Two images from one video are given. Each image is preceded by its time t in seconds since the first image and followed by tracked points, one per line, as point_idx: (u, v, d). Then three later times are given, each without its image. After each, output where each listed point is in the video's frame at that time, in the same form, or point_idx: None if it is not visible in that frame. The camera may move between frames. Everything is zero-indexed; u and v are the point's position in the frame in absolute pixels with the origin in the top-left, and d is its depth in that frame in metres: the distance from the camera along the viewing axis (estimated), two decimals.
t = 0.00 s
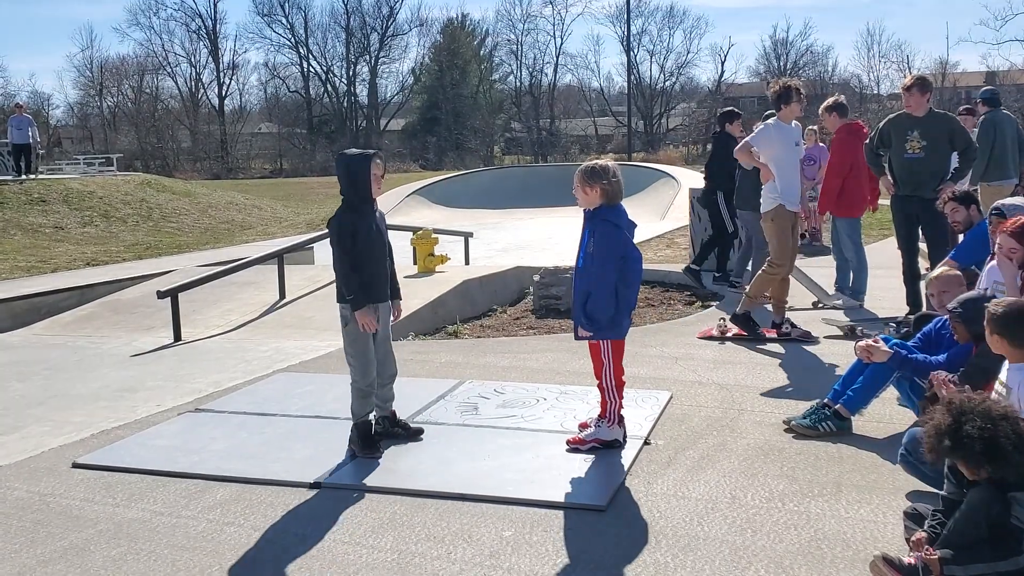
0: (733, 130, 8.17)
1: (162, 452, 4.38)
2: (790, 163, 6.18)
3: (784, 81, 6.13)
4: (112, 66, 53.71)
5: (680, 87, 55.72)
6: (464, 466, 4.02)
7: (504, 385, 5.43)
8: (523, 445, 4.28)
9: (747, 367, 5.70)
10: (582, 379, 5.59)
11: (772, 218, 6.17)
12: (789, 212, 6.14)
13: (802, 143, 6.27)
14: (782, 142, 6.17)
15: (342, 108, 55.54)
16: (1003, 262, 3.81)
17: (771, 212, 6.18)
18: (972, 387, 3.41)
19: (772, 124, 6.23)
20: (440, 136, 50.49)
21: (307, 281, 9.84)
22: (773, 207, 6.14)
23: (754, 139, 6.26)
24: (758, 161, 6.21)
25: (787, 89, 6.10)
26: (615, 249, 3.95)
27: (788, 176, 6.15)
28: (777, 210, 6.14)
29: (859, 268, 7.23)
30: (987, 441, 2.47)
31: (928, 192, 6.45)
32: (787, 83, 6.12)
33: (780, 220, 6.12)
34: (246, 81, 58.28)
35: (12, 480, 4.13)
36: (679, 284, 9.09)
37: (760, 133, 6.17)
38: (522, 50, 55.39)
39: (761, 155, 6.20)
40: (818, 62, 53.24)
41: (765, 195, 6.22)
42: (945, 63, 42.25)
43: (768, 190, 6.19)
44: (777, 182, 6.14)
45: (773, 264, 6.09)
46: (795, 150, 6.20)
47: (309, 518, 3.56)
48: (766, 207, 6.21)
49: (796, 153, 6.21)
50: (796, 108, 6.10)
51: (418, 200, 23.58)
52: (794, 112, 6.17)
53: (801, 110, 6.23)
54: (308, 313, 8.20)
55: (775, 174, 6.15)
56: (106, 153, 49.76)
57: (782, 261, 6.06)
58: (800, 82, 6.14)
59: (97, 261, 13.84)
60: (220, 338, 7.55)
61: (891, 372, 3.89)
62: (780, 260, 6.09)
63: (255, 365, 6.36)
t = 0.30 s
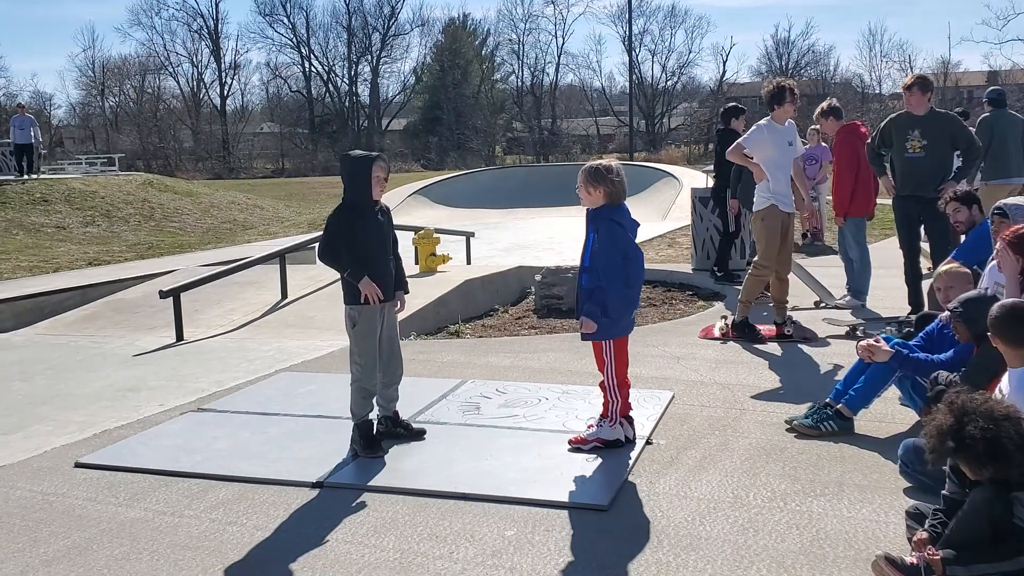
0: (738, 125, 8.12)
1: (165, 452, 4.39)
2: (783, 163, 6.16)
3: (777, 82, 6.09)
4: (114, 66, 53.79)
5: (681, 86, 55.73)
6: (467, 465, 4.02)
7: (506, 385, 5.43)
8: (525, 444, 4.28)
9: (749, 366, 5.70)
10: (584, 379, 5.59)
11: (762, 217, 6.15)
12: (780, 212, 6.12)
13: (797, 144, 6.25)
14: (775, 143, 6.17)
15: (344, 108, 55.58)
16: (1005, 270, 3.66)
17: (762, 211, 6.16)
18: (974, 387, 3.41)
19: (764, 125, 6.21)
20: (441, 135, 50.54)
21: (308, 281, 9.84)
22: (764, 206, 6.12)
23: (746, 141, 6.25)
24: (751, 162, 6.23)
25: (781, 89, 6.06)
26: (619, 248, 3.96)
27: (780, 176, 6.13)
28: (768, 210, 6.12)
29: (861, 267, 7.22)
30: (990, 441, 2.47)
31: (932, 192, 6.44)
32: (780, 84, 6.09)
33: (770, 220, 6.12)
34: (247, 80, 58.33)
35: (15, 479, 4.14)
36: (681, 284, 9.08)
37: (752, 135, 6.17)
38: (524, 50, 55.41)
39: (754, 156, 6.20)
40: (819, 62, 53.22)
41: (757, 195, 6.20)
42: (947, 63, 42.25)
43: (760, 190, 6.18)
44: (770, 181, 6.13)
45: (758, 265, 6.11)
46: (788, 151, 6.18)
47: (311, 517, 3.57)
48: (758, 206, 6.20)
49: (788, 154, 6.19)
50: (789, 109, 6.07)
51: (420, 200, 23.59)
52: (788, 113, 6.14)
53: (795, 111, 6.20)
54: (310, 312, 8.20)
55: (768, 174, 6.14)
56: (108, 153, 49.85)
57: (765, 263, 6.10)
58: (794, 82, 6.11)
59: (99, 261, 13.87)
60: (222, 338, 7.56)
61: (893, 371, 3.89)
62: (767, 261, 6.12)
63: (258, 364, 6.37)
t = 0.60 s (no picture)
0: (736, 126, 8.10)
1: (166, 452, 4.40)
2: (777, 163, 6.10)
3: (765, 80, 5.97)
4: (116, 67, 53.82)
5: (683, 86, 55.70)
6: (469, 465, 4.03)
7: (507, 385, 5.43)
8: (527, 444, 4.29)
9: (751, 366, 5.69)
10: (586, 379, 5.59)
11: (759, 216, 6.14)
12: (775, 212, 6.12)
13: (786, 142, 6.18)
14: (765, 142, 6.10)
15: (346, 108, 55.59)
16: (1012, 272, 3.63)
17: (758, 210, 6.14)
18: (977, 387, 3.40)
19: (754, 124, 6.11)
20: (443, 136, 50.57)
21: (310, 281, 9.85)
22: (761, 206, 6.10)
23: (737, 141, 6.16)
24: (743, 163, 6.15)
25: (770, 87, 5.95)
26: (619, 246, 3.94)
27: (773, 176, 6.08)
28: (766, 210, 6.11)
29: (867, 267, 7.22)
30: (990, 441, 2.47)
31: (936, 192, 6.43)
32: (769, 82, 5.99)
33: (769, 219, 6.12)
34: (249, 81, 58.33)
35: (17, 479, 4.14)
36: (682, 284, 9.08)
37: (743, 136, 6.07)
38: (526, 50, 55.37)
39: (746, 156, 6.13)
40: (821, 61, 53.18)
41: (752, 195, 6.16)
42: (949, 63, 42.22)
43: (756, 189, 6.13)
44: (764, 182, 6.08)
45: (751, 265, 6.17)
46: (777, 149, 6.12)
47: (313, 518, 3.56)
48: (753, 206, 6.17)
49: (779, 152, 6.13)
50: (779, 109, 5.97)
51: (421, 200, 23.59)
52: (777, 111, 6.01)
53: (785, 108, 6.07)
54: (311, 312, 8.21)
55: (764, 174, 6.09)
56: (110, 154, 49.89)
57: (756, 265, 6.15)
58: (782, 79, 6.01)
59: (100, 261, 13.87)
60: (224, 338, 7.56)
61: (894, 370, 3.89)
62: (758, 262, 6.16)
63: (260, 364, 6.37)
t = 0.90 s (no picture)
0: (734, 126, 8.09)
1: (168, 452, 4.40)
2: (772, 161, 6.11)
3: (758, 78, 6.02)
4: (118, 67, 53.86)
5: (684, 86, 55.68)
6: (469, 465, 4.02)
7: (509, 385, 5.43)
8: (528, 444, 4.29)
9: (752, 367, 5.69)
10: (587, 379, 5.58)
11: (754, 216, 6.12)
12: (771, 211, 6.11)
13: (778, 139, 6.19)
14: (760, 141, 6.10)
15: (347, 108, 55.61)
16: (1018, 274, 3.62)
17: (754, 210, 6.12)
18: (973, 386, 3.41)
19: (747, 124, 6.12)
20: (444, 136, 50.62)
21: (311, 281, 9.85)
22: (756, 206, 6.08)
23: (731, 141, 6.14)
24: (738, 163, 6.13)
25: (764, 85, 6.00)
26: (618, 248, 3.94)
27: (769, 175, 6.07)
28: (763, 210, 6.09)
29: (871, 267, 7.22)
30: (990, 441, 2.47)
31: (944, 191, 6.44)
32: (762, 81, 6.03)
33: (766, 219, 6.10)
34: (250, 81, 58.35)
35: (19, 479, 4.15)
36: (684, 284, 9.08)
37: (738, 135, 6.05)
38: (527, 50, 55.36)
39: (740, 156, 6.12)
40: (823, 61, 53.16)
41: (748, 195, 6.13)
42: (950, 62, 42.23)
43: (752, 189, 6.11)
44: (760, 181, 6.06)
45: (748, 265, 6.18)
46: (771, 146, 6.12)
47: (314, 518, 3.56)
48: (748, 206, 6.14)
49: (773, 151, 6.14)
50: (773, 107, 6.01)
51: (422, 200, 23.59)
52: (770, 109, 6.09)
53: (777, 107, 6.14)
54: (313, 313, 8.21)
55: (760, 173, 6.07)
56: (111, 154, 49.95)
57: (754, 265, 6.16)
58: (775, 78, 6.07)
59: (102, 261, 13.90)
60: (225, 338, 7.56)
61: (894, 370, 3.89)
62: (754, 262, 6.18)
63: (261, 364, 6.37)
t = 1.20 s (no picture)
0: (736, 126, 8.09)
1: (171, 452, 4.40)
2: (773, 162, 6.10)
3: (760, 78, 6.01)
4: (120, 68, 53.92)
5: (687, 86, 55.63)
6: (472, 466, 4.02)
7: (511, 385, 5.43)
8: (531, 444, 4.29)
9: (755, 367, 5.69)
10: (590, 379, 5.58)
11: (756, 217, 6.12)
12: (772, 211, 6.10)
13: (779, 138, 6.18)
14: (761, 142, 6.08)
15: (350, 109, 55.63)
16: (1015, 274, 3.60)
17: (755, 211, 6.12)
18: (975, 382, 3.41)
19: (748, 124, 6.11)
20: (447, 136, 50.69)
21: (313, 281, 9.86)
22: (758, 206, 6.08)
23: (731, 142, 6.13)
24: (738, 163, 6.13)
25: (765, 85, 5.99)
26: (616, 249, 3.95)
27: (770, 175, 6.06)
28: (764, 210, 6.09)
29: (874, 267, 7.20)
30: (993, 439, 2.47)
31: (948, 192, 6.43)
32: (763, 81, 6.01)
33: (766, 220, 6.11)
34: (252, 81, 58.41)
35: (22, 479, 4.16)
36: (686, 284, 9.08)
37: (739, 136, 6.04)
38: (529, 50, 55.34)
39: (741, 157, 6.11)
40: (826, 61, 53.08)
41: (749, 195, 6.13)
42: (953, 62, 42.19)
43: (753, 190, 6.10)
44: (761, 182, 6.06)
45: (750, 264, 6.18)
46: (772, 146, 6.11)
47: (317, 518, 3.56)
48: (749, 206, 6.14)
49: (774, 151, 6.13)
50: (774, 107, 6.00)
51: (424, 200, 23.60)
52: (770, 110, 6.07)
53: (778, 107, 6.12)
54: (315, 313, 8.21)
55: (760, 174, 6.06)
56: (114, 154, 50.02)
57: (755, 264, 6.17)
58: (776, 78, 6.05)
59: (105, 262, 13.93)
60: (228, 338, 7.57)
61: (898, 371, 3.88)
62: (755, 261, 6.19)
63: (264, 364, 6.38)
